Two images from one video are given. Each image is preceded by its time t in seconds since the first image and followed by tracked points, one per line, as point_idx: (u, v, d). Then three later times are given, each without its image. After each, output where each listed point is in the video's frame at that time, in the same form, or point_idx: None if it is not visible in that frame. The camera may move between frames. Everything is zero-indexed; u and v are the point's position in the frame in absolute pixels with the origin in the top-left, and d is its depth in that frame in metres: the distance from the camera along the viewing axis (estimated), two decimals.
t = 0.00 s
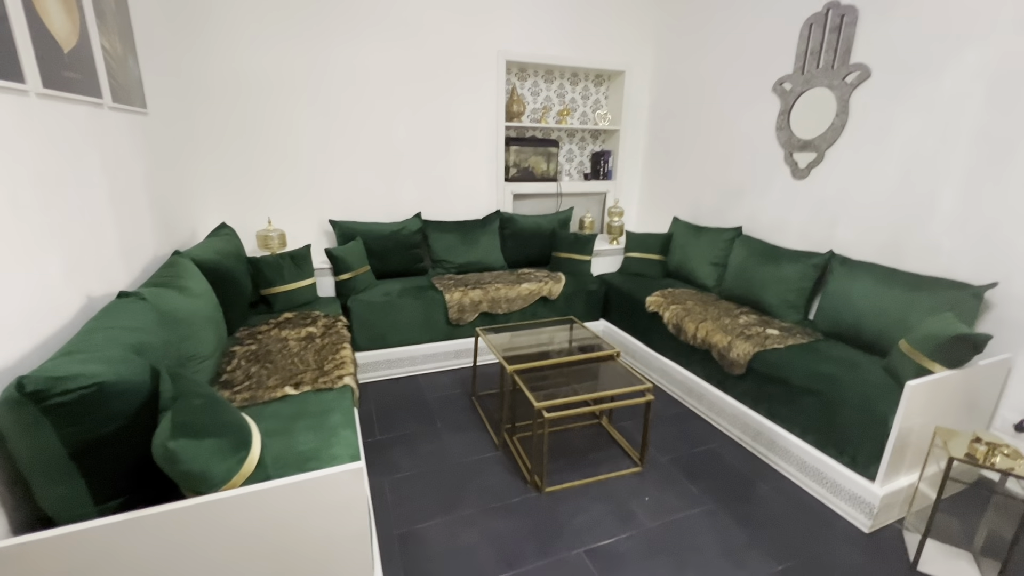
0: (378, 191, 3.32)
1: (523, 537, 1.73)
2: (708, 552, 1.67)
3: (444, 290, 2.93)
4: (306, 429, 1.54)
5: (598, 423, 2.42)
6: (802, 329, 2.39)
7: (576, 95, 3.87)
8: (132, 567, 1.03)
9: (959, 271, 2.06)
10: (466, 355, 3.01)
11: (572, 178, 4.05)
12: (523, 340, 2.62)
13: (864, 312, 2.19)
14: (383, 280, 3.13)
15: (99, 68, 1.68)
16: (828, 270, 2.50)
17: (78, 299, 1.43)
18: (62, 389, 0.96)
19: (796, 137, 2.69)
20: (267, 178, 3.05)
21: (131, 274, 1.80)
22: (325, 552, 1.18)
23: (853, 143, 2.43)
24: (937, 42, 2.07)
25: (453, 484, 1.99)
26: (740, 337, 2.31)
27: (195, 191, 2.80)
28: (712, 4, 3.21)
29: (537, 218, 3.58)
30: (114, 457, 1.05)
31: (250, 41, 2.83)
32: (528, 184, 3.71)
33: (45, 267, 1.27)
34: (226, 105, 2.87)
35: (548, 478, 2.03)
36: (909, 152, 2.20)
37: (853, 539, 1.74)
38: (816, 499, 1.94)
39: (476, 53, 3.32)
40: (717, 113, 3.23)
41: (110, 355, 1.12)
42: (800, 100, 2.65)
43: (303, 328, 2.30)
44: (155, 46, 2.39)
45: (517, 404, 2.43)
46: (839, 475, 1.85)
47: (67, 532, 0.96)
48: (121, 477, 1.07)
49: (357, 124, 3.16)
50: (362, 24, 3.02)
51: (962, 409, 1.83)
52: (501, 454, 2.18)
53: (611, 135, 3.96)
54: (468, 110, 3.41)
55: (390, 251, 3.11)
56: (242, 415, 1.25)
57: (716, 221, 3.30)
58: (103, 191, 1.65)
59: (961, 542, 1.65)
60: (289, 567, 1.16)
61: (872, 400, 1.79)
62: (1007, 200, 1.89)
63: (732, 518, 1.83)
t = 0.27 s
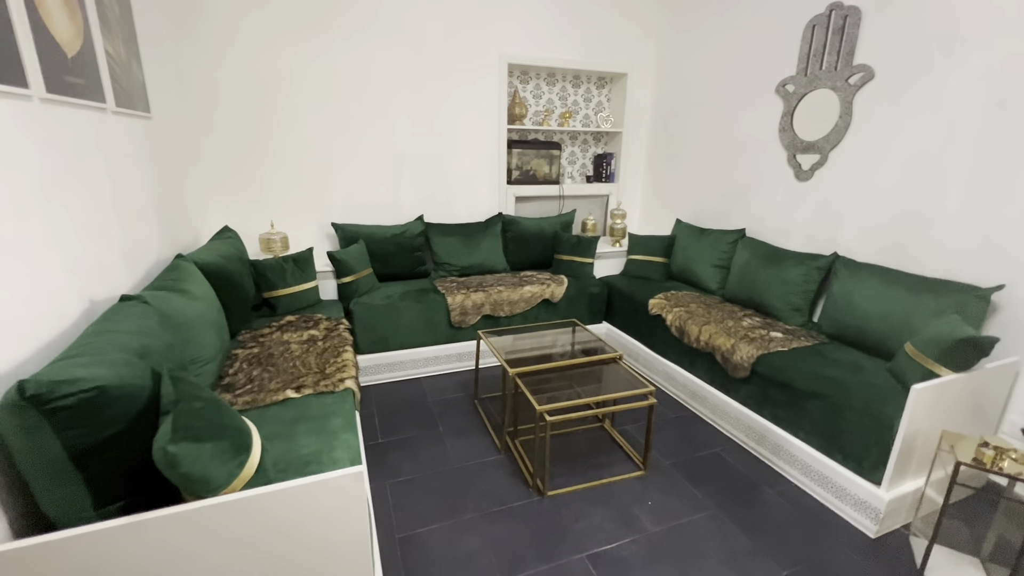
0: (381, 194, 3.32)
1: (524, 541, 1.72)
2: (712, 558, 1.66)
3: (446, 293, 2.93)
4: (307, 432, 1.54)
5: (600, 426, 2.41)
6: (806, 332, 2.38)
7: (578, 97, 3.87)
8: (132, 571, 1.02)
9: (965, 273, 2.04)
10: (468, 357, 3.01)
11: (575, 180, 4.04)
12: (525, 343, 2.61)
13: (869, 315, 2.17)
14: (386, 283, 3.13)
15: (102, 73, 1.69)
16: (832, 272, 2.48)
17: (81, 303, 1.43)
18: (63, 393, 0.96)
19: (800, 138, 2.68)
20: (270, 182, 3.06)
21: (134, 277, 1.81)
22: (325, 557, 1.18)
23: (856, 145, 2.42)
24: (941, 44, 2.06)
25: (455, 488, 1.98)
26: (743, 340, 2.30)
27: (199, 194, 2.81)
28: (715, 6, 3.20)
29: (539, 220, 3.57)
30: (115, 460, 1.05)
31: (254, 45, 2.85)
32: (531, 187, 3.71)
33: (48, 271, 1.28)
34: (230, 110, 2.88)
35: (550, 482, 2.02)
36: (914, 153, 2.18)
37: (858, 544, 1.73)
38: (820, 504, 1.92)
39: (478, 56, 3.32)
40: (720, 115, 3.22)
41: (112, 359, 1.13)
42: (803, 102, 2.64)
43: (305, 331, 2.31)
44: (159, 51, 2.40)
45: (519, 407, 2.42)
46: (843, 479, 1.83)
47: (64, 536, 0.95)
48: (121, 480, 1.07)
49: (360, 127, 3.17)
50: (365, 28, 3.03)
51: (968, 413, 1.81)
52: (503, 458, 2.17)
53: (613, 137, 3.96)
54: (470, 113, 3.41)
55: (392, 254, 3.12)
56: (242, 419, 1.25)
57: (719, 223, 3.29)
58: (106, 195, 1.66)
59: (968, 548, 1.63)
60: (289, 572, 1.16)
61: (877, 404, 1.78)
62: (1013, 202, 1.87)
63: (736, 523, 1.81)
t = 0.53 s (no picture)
0: (381, 195, 3.32)
1: (525, 543, 1.71)
2: (713, 560, 1.65)
3: (446, 294, 2.93)
4: (307, 434, 1.53)
5: (601, 428, 2.41)
6: (807, 333, 2.37)
7: (578, 98, 3.86)
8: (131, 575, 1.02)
9: (967, 274, 2.03)
10: (468, 358, 3.00)
11: (575, 181, 4.04)
12: (526, 344, 2.61)
13: (870, 315, 2.16)
14: (386, 284, 3.13)
15: (102, 75, 1.69)
16: (833, 273, 2.47)
17: (80, 305, 1.43)
18: (61, 396, 0.96)
19: (800, 139, 2.67)
20: (270, 183, 3.06)
21: (134, 279, 1.81)
22: (325, 560, 1.18)
23: (857, 145, 2.41)
24: (942, 43, 2.05)
25: (455, 489, 1.98)
26: (744, 341, 2.29)
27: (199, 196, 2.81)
28: (715, 7, 3.20)
29: (540, 221, 3.57)
30: (113, 464, 1.05)
31: (253, 47, 2.85)
32: (531, 187, 3.70)
33: (47, 273, 1.27)
34: (230, 111, 2.89)
35: (550, 483, 2.02)
36: (915, 154, 2.17)
37: (860, 546, 1.72)
38: (822, 505, 1.91)
39: (478, 57, 3.32)
40: (720, 116, 3.22)
41: (110, 362, 1.12)
42: (804, 102, 2.64)
43: (305, 332, 2.31)
44: (159, 53, 2.41)
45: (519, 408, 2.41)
46: (845, 481, 1.82)
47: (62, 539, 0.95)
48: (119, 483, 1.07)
49: (360, 129, 3.17)
50: (364, 29, 3.03)
51: (970, 414, 1.80)
52: (503, 459, 2.17)
53: (613, 138, 3.96)
54: (470, 114, 3.41)
55: (393, 255, 3.12)
56: (240, 421, 1.25)
57: (720, 224, 3.28)
58: (106, 197, 1.66)
59: (971, 550, 1.62)
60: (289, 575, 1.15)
61: (878, 405, 1.77)
62: (1014, 202, 1.87)
63: (737, 525, 1.81)
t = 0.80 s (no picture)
0: (380, 197, 3.31)
1: (525, 548, 1.70)
2: (714, 564, 1.64)
3: (445, 297, 2.92)
4: (305, 439, 1.52)
5: (601, 430, 2.40)
6: (807, 335, 2.36)
7: (577, 100, 3.86)
8: None
9: (968, 275, 2.03)
10: (468, 361, 2.99)
11: (574, 183, 4.04)
12: (525, 346, 2.60)
13: (871, 317, 2.16)
14: (385, 287, 3.12)
15: (99, 78, 1.68)
16: (833, 274, 2.47)
17: (77, 309, 1.42)
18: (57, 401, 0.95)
19: (800, 140, 2.67)
20: (269, 186, 3.06)
21: (132, 282, 1.80)
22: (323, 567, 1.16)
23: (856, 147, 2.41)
24: (941, 45, 2.05)
25: (455, 493, 1.97)
26: (744, 343, 2.28)
27: (197, 199, 2.80)
28: (714, 9, 3.20)
29: (539, 223, 3.57)
30: (109, 470, 1.04)
31: (252, 49, 2.85)
32: (530, 190, 3.70)
33: (43, 277, 1.27)
34: (229, 114, 2.88)
35: (550, 487, 2.01)
36: (915, 155, 2.17)
37: (862, 550, 1.71)
38: (823, 508, 1.90)
39: (477, 60, 3.32)
40: (719, 117, 3.22)
41: (107, 366, 1.12)
42: (803, 103, 2.63)
43: (304, 336, 2.30)
44: (156, 56, 2.40)
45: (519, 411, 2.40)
46: (847, 484, 1.81)
47: (55, 546, 0.94)
48: (115, 489, 1.06)
49: (359, 131, 3.16)
50: (363, 32, 3.03)
51: (972, 417, 1.79)
52: (503, 463, 2.16)
53: (613, 140, 3.95)
54: (470, 116, 3.41)
55: (392, 258, 3.11)
56: (237, 425, 1.24)
57: (719, 225, 3.28)
58: (103, 199, 1.65)
59: (974, 553, 1.61)
60: None
61: (879, 407, 1.77)
62: (1014, 204, 1.86)
63: (739, 529, 1.80)
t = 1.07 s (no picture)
0: (379, 197, 3.31)
1: (526, 548, 1.70)
2: (716, 564, 1.63)
3: (445, 296, 2.91)
4: (305, 440, 1.52)
5: (602, 430, 2.39)
6: (808, 334, 2.36)
7: (577, 99, 3.86)
8: None
9: (969, 274, 2.02)
10: (467, 361, 2.99)
11: (574, 182, 4.03)
12: (525, 346, 2.59)
13: (871, 316, 2.15)
14: (384, 287, 3.11)
15: (96, 78, 1.67)
16: (834, 273, 2.46)
17: (74, 310, 1.42)
18: (53, 404, 0.94)
19: (800, 139, 2.67)
20: (267, 186, 3.05)
21: (130, 283, 1.79)
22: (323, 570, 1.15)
23: (857, 145, 2.40)
24: (941, 43, 2.04)
25: (456, 494, 1.96)
26: (745, 342, 2.28)
27: (196, 199, 2.79)
28: (713, 7, 3.19)
29: (539, 223, 3.56)
30: (107, 472, 1.03)
31: (250, 49, 2.84)
32: (530, 189, 3.69)
33: (40, 278, 1.26)
34: (227, 114, 2.87)
35: (551, 487, 2.00)
36: (916, 153, 2.16)
37: (864, 549, 1.70)
38: (824, 508, 1.90)
39: (476, 59, 3.31)
40: (719, 116, 3.21)
41: (104, 368, 1.11)
42: (803, 102, 2.63)
43: (303, 336, 2.29)
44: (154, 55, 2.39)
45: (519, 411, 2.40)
46: (848, 483, 1.81)
47: (53, 550, 0.93)
48: (113, 491, 1.05)
49: (358, 130, 3.15)
50: (361, 31, 3.02)
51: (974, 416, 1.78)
52: (504, 463, 2.15)
53: (612, 139, 3.95)
54: (469, 116, 3.40)
55: (391, 258, 3.10)
56: (236, 426, 1.24)
57: (719, 224, 3.27)
58: (100, 200, 1.64)
59: (977, 553, 1.60)
60: None
61: (880, 406, 1.76)
62: (1015, 202, 1.86)
63: (740, 528, 1.79)
